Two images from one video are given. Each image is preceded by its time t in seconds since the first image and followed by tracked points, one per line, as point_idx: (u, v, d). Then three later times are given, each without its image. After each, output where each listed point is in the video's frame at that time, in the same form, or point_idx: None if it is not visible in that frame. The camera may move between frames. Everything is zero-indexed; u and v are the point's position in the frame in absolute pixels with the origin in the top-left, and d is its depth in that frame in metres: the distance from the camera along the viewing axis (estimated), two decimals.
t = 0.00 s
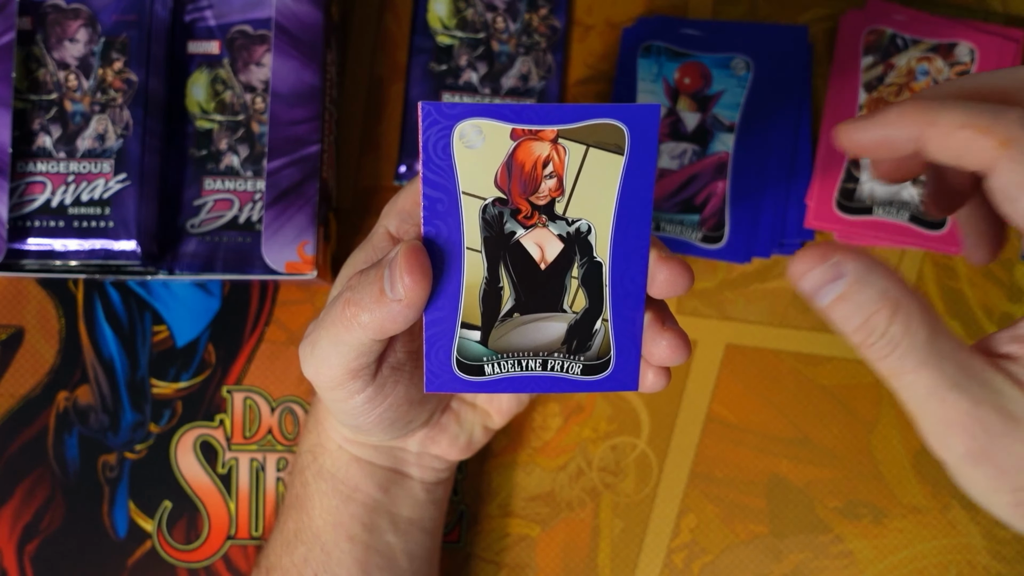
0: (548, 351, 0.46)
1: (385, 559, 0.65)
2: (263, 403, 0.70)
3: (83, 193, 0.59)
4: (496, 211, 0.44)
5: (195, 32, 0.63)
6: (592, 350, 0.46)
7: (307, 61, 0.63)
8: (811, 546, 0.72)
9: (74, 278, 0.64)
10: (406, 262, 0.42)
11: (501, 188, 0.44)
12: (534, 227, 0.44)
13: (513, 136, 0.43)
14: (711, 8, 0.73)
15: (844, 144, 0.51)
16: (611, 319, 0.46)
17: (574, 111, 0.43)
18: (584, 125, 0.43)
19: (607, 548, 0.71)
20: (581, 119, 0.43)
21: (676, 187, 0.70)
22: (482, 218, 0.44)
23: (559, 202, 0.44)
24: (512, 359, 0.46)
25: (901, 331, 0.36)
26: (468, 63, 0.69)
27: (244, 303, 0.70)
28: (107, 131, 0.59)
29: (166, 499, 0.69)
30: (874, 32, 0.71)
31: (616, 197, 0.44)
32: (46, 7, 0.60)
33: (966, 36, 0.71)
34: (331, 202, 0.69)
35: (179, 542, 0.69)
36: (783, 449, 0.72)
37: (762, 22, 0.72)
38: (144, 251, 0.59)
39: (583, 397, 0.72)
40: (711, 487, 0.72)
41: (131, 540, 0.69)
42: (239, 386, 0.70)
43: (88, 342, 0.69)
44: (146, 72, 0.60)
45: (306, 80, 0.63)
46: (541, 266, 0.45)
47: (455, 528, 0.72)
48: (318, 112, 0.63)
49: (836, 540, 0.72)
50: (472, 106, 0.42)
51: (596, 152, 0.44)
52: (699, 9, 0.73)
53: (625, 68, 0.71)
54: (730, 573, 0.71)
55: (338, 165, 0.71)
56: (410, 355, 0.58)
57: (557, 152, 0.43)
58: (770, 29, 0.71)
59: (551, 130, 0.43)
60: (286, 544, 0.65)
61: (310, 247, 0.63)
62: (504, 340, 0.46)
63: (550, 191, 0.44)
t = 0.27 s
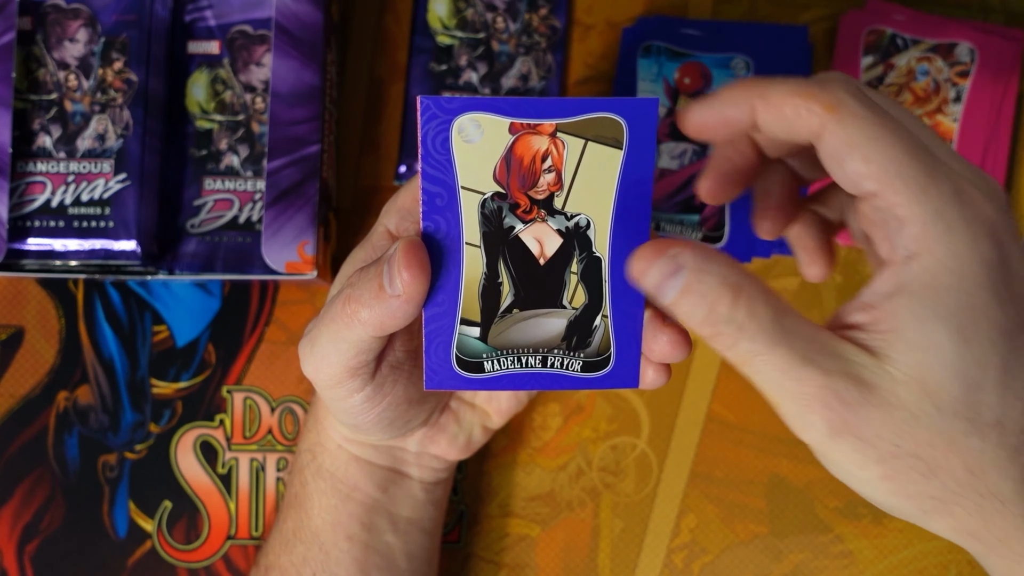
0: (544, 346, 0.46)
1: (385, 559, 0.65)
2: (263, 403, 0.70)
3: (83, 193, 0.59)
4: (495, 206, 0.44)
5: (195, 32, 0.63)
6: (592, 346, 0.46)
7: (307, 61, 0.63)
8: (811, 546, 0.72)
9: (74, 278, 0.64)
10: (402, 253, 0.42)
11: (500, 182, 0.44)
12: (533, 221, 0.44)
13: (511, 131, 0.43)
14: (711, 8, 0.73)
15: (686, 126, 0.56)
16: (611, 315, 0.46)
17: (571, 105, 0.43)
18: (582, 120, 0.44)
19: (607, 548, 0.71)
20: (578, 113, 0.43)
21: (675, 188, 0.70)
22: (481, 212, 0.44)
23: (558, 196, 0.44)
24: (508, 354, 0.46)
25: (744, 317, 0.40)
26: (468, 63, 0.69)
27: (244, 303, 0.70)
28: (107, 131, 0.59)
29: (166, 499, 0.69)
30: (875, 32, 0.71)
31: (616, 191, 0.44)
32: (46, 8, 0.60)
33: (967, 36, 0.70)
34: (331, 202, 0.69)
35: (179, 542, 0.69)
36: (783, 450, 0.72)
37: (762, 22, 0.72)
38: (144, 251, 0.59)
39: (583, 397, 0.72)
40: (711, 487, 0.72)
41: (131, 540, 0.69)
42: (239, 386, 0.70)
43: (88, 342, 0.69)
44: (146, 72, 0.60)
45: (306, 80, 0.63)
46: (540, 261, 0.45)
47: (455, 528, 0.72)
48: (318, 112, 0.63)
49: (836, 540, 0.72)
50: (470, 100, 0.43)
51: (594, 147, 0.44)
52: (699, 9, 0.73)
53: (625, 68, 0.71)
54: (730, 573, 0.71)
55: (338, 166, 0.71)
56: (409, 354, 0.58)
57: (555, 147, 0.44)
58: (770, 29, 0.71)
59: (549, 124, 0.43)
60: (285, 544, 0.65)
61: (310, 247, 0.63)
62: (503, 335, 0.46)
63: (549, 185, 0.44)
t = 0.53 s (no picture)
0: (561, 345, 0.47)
1: (385, 559, 0.65)
2: (263, 403, 0.70)
3: (83, 193, 0.59)
4: (505, 204, 0.44)
5: (195, 32, 0.63)
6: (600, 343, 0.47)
7: (308, 61, 0.63)
8: (811, 546, 0.72)
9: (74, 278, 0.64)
10: (413, 256, 0.42)
11: (511, 180, 0.44)
12: (544, 219, 0.44)
13: (522, 128, 0.43)
14: (711, 8, 0.73)
15: (616, 63, 0.56)
16: (620, 311, 0.47)
17: (583, 101, 0.43)
18: (594, 115, 0.43)
19: (607, 548, 0.71)
20: (590, 110, 0.43)
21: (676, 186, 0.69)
22: (492, 209, 0.43)
23: (568, 192, 0.44)
24: (525, 351, 0.46)
25: (651, 277, 0.41)
26: (468, 63, 0.69)
27: (244, 303, 0.70)
28: (107, 131, 0.59)
29: (166, 499, 0.69)
30: (875, 32, 0.71)
31: (626, 187, 0.44)
32: (46, 8, 0.60)
33: (967, 36, 0.70)
34: (331, 202, 0.69)
35: (179, 542, 0.69)
36: (783, 450, 0.72)
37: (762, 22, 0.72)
38: (144, 251, 0.59)
39: (583, 397, 0.72)
40: (711, 487, 0.72)
41: (131, 540, 0.69)
42: (239, 386, 0.70)
43: (88, 342, 0.69)
44: (146, 72, 0.60)
45: (306, 80, 0.63)
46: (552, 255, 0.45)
47: (455, 528, 0.72)
48: (318, 112, 0.63)
49: (836, 540, 0.72)
50: (481, 97, 0.42)
51: (605, 143, 0.44)
52: (698, 9, 0.73)
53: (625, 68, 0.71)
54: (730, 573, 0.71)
55: (338, 166, 0.71)
56: (416, 357, 0.58)
57: (566, 143, 0.43)
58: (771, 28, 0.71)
59: (559, 121, 0.43)
60: (285, 543, 0.65)
61: (310, 247, 0.63)
62: (512, 335, 0.46)
63: (560, 181, 0.44)
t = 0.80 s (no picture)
0: (550, 365, 0.49)
1: (388, 561, 0.65)
2: (263, 403, 0.70)
3: (83, 193, 0.59)
4: (543, 101, 0.41)
5: (195, 32, 0.63)
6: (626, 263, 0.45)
7: (308, 61, 0.63)
8: (811, 546, 0.72)
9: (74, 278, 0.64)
10: (431, 268, 0.42)
11: (551, 75, 0.41)
12: (581, 123, 0.42)
13: (571, 20, 0.40)
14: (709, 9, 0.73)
15: None
16: (648, 230, 0.45)
17: None
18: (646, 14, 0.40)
19: (608, 548, 0.71)
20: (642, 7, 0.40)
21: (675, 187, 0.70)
22: (529, 107, 0.41)
23: (609, 97, 0.42)
24: (516, 368, 0.48)
25: (687, 193, 0.38)
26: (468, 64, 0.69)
27: (244, 303, 0.70)
28: (107, 131, 0.59)
29: (166, 499, 0.69)
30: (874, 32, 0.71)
31: (670, 97, 0.42)
32: (46, 7, 0.60)
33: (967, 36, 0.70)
34: (331, 202, 0.69)
35: (179, 542, 0.69)
36: (783, 450, 0.72)
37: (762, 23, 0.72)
38: (144, 252, 0.59)
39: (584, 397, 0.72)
40: (711, 487, 0.72)
41: (131, 540, 0.69)
42: (239, 386, 0.70)
43: (88, 342, 0.69)
44: (146, 72, 0.60)
45: (306, 80, 0.63)
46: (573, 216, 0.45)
47: (455, 528, 0.72)
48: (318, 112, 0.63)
49: (836, 540, 0.72)
50: None
51: (654, 44, 0.41)
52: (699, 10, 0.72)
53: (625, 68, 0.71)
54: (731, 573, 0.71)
55: (338, 166, 0.71)
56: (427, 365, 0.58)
57: (614, 42, 0.41)
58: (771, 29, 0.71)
59: (610, 17, 0.40)
60: (289, 544, 0.65)
61: (310, 247, 0.63)
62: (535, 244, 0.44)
63: (603, 83, 0.41)
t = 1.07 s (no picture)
0: (548, 372, 0.48)
1: (388, 561, 0.66)
2: (263, 403, 0.70)
3: (82, 193, 0.59)
4: None
5: (195, 32, 0.63)
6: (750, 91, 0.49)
7: (308, 61, 0.63)
8: (811, 546, 0.72)
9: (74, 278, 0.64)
10: (430, 276, 0.43)
11: None
12: None
13: None
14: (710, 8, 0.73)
15: None
16: (786, 55, 0.49)
17: None
18: None
19: (607, 548, 0.71)
20: None
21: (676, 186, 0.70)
22: None
23: None
24: (514, 375, 0.48)
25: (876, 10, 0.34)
26: (468, 64, 0.69)
27: (244, 303, 0.70)
28: (107, 131, 0.59)
29: (166, 499, 0.69)
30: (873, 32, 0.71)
31: None
32: (46, 7, 0.60)
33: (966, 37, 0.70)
34: (331, 202, 0.69)
35: (179, 542, 0.69)
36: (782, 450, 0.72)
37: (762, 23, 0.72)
38: (144, 251, 0.59)
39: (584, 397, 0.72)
40: (711, 487, 0.72)
41: (131, 540, 0.69)
42: (239, 386, 0.70)
43: (87, 342, 0.69)
44: (146, 72, 0.60)
45: (306, 80, 0.63)
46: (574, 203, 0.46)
47: (455, 528, 0.72)
48: (318, 112, 0.63)
49: (836, 540, 0.72)
50: None
51: None
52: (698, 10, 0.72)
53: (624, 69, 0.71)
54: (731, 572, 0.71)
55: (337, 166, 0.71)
56: (422, 366, 0.58)
57: None
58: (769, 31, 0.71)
59: None
60: (286, 544, 0.65)
61: (310, 247, 0.63)
62: (666, 48, 0.48)
63: None
